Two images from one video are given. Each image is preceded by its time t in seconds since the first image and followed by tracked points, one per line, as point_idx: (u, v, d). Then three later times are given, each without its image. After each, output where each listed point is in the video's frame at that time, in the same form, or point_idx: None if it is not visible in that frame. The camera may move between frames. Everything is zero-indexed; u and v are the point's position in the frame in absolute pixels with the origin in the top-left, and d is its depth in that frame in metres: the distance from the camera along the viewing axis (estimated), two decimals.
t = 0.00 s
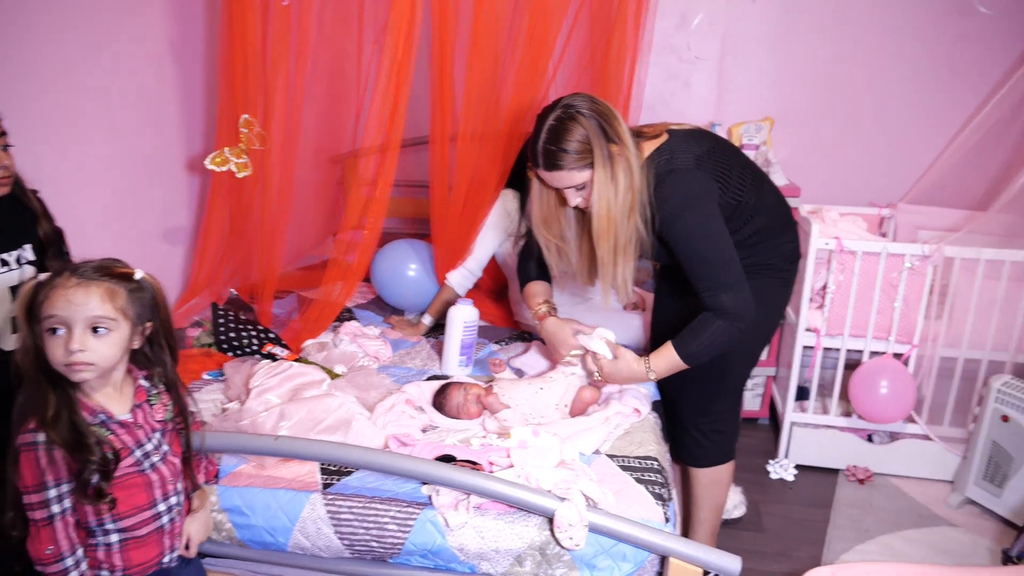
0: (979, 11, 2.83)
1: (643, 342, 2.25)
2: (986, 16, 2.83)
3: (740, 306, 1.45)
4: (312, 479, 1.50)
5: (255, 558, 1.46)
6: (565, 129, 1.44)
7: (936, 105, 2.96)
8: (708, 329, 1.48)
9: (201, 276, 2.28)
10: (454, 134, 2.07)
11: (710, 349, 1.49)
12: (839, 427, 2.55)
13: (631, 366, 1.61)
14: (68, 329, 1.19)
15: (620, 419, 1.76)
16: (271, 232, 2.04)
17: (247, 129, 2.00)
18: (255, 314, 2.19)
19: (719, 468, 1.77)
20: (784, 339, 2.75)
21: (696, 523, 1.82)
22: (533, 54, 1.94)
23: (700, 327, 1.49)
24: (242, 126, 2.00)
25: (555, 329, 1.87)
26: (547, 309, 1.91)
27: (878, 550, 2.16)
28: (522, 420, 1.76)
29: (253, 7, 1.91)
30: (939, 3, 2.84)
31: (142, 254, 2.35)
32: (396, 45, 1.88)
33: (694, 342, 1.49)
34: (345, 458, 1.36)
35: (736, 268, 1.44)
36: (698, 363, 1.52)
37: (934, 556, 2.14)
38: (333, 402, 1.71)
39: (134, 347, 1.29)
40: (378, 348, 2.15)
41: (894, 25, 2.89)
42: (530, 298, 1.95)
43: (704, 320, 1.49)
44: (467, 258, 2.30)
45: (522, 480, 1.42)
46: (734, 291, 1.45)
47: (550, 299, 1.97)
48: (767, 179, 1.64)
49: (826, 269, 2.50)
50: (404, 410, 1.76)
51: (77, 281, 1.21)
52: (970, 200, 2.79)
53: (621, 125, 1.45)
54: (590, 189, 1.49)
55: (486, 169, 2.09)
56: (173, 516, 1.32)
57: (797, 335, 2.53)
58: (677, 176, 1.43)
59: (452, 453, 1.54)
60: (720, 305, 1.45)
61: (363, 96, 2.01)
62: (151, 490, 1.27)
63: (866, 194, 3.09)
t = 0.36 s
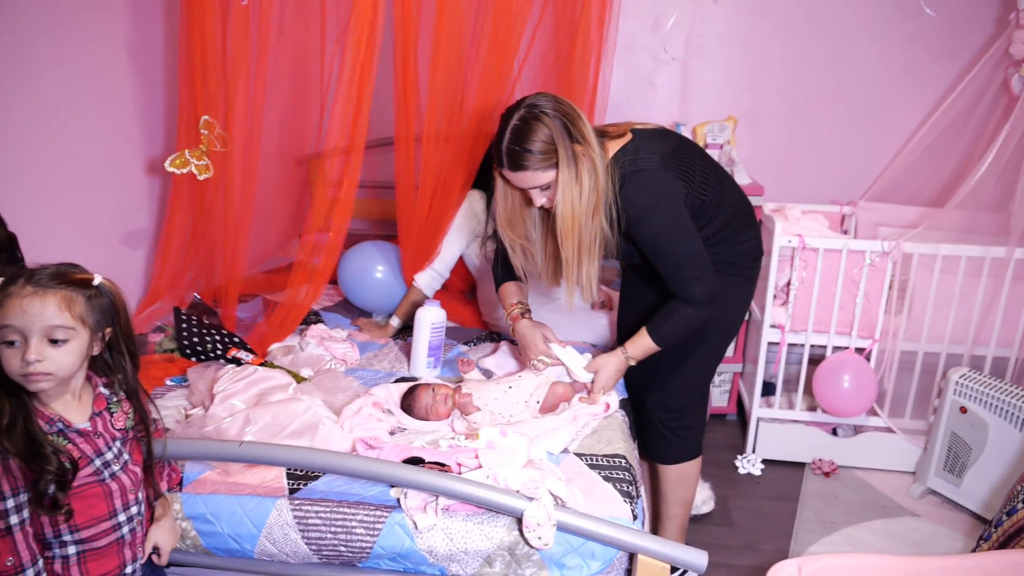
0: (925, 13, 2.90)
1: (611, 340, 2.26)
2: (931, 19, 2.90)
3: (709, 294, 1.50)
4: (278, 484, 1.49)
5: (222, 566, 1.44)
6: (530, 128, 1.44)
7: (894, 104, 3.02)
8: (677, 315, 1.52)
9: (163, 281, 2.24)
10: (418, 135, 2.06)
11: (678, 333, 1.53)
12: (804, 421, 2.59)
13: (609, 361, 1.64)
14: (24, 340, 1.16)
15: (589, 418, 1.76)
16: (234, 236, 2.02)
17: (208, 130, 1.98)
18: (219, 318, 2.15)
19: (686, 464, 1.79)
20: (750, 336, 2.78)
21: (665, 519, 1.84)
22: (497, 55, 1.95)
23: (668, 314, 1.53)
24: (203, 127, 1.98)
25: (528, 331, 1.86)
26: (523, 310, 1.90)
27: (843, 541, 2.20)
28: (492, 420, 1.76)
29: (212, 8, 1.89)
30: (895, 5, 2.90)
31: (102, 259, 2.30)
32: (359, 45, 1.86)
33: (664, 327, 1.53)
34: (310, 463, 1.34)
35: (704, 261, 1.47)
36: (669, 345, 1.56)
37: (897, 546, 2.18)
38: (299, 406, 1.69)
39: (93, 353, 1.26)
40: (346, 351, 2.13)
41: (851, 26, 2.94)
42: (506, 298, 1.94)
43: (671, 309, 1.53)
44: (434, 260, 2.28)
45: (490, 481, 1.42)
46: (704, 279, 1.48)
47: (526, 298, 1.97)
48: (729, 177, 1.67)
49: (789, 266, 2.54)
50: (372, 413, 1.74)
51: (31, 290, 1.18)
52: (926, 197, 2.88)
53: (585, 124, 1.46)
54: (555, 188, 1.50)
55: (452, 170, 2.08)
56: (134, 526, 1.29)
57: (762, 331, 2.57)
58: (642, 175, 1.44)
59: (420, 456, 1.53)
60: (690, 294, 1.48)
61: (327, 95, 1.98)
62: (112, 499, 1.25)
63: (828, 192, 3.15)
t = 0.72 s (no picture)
0: (928, 14, 2.91)
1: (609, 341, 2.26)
2: (935, 19, 2.91)
3: (699, 293, 1.50)
4: (277, 484, 1.48)
5: (220, 566, 1.43)
6: (527, 126, 1.44)
7: (890, 104, 3.03)
8: (670, 314, 1.52)
9: (160, 281, 2.24)
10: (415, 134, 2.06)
11: (670, 334, 1.53)
12: (801, 420, 2.59)
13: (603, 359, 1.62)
14: (20, 354, 1.15)
15: (587, 417, 1.77)
16: (231, 236, 2.03)
17: (205, 130, 1.98)
18: (217, 318, 2.15)
19: (682, 463, 1.79)
20: (746, 335, 2.79)
21: (663, 518, 1.84)
22: (493, 55, 1.94)
23: (663, 314, 1.53)
24: (199, 127, 1.97)
25: (525, 331, 1.84)
26: (525, 308, 1.88)
27: (840, 540, 2.20)
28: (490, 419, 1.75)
29: (208, 8, 1.89)
30: (892, 5, 2.91)
31: (99, 258, 2.29)
32: (356, 45, 1.86)
33: (659, 328, 1.52)
34: (308, 462, 1.34)
35: (696, 260, 1.48)
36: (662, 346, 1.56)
37: (893, 544, 2.19)
38: (297, 406, 1.69)
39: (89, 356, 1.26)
40: (343, 351, 2.13)
41: (847, 27, 2.95)
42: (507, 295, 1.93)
43: (664, 306, 1.53)
44: (431, 260, 2.28)
45: (488, 480, 1.42)
46: (697, 276, 1.49)
47: (528, 295, 1.95)
48: (727, 176, 1.67)
49: (785, 266, 2.55)
50: (370, 412, 1.74)
51: (27, 306, 1.15)
52: (922, 197, 2.89)
53: (582, 122, 1.46)
54: (553, 185, 1.49)
55: (449, 169, 2.08)
56: (130, 525, 1.28)
57: (759, 330, 2.58)
58: (637, 173, 1.44)
59: (419, 455, 1.54)
60: (683, 292, 1.49)
61: (324, 94, 1.98)
62: (106, 498, 1.24)
63: (824, 191, 3.16)
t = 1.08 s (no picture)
0: (944, 14, 2.89)
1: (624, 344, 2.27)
2: (950, 20, 2.89)
3: (699, 297, 1.48)
4: (287, 482, 1.48)
5: (231, 564, 1.45)
6: (536, 125, 1.44)
7: (900, 105, 3.02)
8: (667, 319, 1.51)
9: (169, 279, 2.24)
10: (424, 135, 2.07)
11: (669, 337, 1.52)
12: (809, 421, 2.59)
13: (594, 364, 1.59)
14: (72, 370, 1.17)
15: (596, 417, 1.77)
16: (241, 234, 2.04)
17: (215, 129, 1.97)
18: (227, 317, 2.16)
19: (692, 463, 1.79)
20: (755, 335, 2.78)
21: (670, 519, 1.84)
22: (502, 56, 1.95)
23: (661, 318, 1.52)
24: (210, 126, 1.97)
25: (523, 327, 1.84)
26: (529, 304, 1.89)
27: (848, 542, 2.20)
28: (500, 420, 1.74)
29: (219, 8, 1.89)
30: (902, 6, 2.90)
31: (109, 257, 2.30)
32: (366, 46, 1.87)
33: (655, 331, 1.52)
34: (320, 460, 1.35)
35: (699, 264, 1.46)
36: (660, 350, 1.54)
37: (902, 546, 2.19)
38: (307, 405, 1.69)
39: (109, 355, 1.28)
40: (352, 350, 2.14)
41: (857, 27, 2.94)
42: (515, 292, 1.92)
43: (664, 310, 1.52)
44: (439, 259, 2.28)
45: (498, 480, 1.42)
46: (699, 280, 1.47)
47: (535, 295, 1.94)
48: (735, 176, 1.67)
49: (795, 266, 2.53)
50: (379, 411, 1.75)
51: (80, 323, 1.17)
52: (931, 198, 2.88)
53: (590, 122, 1.46)
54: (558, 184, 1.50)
55: (457, 169, 2.09)
56: (135, 524, 1.29)
57: (767, 331, 2.57)
58: (644, 173, 1.44)
59: (429, 454, 1.54)
60: (682, 297, 1.47)
61: (333, 95, 2.00)
62: (113, 495, 1.25)
63: (833, 192, 3.15)
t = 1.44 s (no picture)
0: (952, 14, 2.88)
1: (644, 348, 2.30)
2: (958, 19, 2.88)
3: (705, 301, 1.47)
4: (300, 481, 1.49)
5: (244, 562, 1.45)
6: (543, 124, 1.45)
7: (913, 104, 3.00)
8: (674, 321, 1.49)
9: (182, 279, 2.25)
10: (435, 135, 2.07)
11: (676, 340, 1.50)
12: (821, 422, 2.58)
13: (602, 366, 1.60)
14: (106, 366, 1.19)
15: (607, 417, 1.77)
16: (254, 234, 2.05)
17: (228, 130, 1.98)
18: (239, 316, 2.18)
19: (703, 464, 1.78)
20: (766, 336, 2.77)
21: (681, 519, 1.83)
22: (514, 58, 1.95)
23: (667, 320, 1.50)
24: (223, 126, 1.98)
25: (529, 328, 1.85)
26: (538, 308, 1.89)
27: (861, 544, 2.19)
28: (513, 418, 1.77)
29: (233, 9, 1.90)
30: (914, 5, 2.89)
31: (123, 257, 2.32)
32: (379, 46, 1.88)
33: (663, 335, 1.49)
34: (333, 459, 1.35)
35: (705, 265, 1.45)
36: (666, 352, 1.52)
37: (915, 548, 2.17)
38: (319, 404, 1.70)
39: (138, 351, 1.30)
40: (363, 350, 2.15)
41: (870, 26, 2.93)
42: (523, 296, 1.93)
43: (671, 313, 1.50)
44: (450, 260, 2.28)
45: (510, 480, 1.42)
46: (705, 282, 1.46)
47: (544, 297, 1.94)
48: (747, 176, 1.66)
49: (807, 267, 2.51)
50: (392, 411, 1.76)
51: (116, 321, 1.20)
52: (944, 198, 2.86)
53: (597, 122, 1.46)
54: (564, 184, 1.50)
55: (469, 168, 2.08)
56: (148, 525, 1.29)
57: (779, 332, 2.56)
58: (650, 173, 1.43)
59: (441, 454, 1.55)
60: (687, 298, 1.46)
61: (345, 96, 2.01)
62: (129, 494, 1.26)
63: (846, 192, 3.13)
